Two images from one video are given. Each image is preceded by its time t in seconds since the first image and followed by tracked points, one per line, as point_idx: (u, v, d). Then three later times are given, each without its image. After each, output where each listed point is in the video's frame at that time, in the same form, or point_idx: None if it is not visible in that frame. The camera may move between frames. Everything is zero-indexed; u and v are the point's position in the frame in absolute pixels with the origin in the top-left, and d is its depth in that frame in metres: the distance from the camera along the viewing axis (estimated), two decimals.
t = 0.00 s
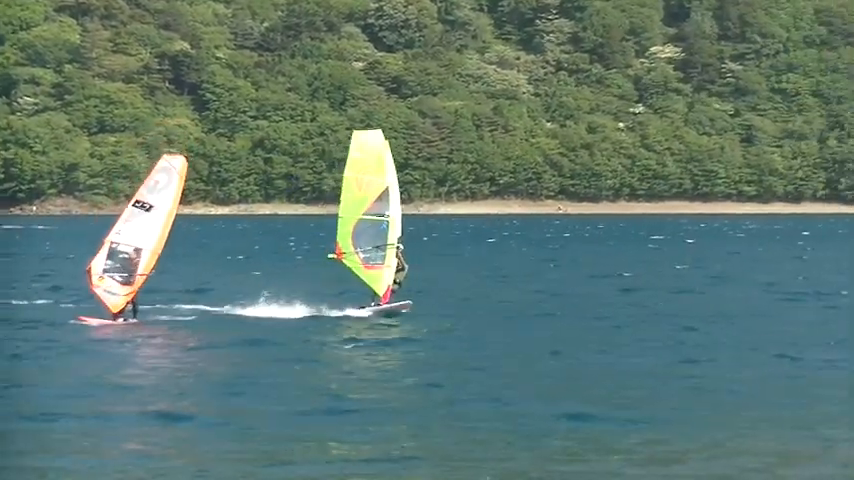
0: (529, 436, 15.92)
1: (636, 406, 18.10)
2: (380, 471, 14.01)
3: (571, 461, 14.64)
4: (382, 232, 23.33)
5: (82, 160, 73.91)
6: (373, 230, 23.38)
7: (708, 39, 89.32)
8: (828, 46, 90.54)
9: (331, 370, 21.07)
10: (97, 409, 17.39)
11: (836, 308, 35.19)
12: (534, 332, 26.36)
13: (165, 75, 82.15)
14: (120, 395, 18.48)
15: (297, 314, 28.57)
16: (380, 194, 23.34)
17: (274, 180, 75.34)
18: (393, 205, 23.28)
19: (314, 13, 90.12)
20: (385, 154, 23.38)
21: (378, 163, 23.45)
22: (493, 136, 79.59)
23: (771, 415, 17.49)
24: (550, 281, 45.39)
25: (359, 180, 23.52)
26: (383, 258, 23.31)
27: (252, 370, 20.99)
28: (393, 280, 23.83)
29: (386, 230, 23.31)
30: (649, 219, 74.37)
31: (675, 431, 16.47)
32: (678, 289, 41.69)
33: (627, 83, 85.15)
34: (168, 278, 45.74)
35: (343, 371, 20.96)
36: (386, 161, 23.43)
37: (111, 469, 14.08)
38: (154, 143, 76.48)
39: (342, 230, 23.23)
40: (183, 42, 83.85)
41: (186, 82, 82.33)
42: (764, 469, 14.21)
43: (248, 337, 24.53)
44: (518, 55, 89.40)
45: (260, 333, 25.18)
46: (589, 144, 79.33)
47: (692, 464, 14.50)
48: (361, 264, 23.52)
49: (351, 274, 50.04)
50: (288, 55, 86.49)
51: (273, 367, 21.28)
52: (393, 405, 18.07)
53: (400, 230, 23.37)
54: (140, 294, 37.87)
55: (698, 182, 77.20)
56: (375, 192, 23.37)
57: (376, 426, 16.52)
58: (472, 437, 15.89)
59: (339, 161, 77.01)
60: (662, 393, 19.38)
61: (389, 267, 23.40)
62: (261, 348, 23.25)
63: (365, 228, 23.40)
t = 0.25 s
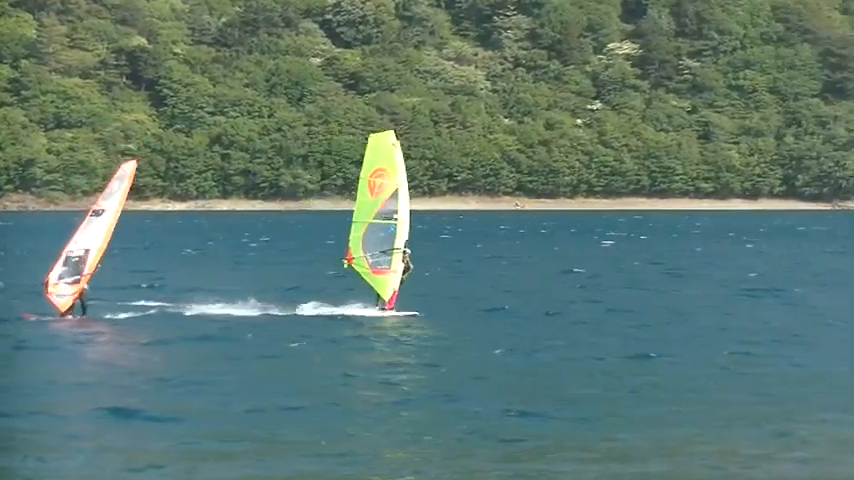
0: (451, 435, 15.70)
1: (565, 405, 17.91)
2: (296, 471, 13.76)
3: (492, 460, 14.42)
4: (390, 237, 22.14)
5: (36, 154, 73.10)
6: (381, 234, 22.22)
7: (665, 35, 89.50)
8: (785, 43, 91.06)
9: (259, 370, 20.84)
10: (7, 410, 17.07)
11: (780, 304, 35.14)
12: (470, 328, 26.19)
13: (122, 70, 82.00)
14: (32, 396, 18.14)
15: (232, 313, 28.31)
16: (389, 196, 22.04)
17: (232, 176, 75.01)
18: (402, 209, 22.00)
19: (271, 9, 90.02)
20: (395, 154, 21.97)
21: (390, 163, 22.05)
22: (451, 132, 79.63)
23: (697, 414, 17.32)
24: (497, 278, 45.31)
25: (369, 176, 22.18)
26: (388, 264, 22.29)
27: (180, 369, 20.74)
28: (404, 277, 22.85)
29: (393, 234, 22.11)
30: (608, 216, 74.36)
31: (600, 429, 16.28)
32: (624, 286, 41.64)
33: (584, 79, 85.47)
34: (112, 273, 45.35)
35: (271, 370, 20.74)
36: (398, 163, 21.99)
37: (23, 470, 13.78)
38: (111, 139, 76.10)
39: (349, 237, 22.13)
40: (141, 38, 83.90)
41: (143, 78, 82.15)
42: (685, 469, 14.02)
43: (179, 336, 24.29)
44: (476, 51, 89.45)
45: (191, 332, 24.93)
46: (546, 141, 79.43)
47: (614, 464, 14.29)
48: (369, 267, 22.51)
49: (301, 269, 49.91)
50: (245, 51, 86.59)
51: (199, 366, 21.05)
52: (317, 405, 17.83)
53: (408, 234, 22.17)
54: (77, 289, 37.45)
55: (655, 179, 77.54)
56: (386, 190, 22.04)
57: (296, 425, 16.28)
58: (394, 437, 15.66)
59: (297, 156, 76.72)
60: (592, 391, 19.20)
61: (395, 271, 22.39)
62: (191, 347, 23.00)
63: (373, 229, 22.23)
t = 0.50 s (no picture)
0: (411, 429, 15.56)
1: (524, 398, 17.81)
2: (254, 465, 13.58)
3: (451, 454, 14.28)
4: (403, 226, 21.35)
5: None
6: (393, 222, 21.42)
7: (629, 27, 89.66)
8: (748, 35, 92.04)
9: (215, 363, 20.68)
10: None
11: (742, 296, 35.15)
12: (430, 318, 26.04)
13: (85, 62, 81.82)
14: None
15: (188, 305, 28.13)
16: (402, 183, 21.24)
17: (196, 168, 74.94)
18: (416, 197, 21.20)
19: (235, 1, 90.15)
20: (407, 140, 21.17)
21: (402, 149, 21.26)
22: (415, 124, 79.65)
23: (658, 407, 17.24)
24: (459, 268, 45.22)
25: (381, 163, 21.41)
26: (402, 254, 21.48)
27: (138, 363, 20.48)
28: (418, 268, 22.06)
29: (407, 223, 21.30)
30: (574, 207, 74.47)
31: (561, 421, 16.16)
32: (586, 277, 41.64)
33: (549, 71, 85.75)
34: (70, 265, 45.00)
35: (228, 363, 20.57)
36: (411, 150, 21.18)
37: None
38: (73, 130, 75.38)
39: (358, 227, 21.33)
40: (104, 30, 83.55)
41: (106, 69, 82.05)
42: (653, 464, 13.84)
43: (133, 329, 24.09)
44: (440, 43, 89.40)
45: (147, 325, 24.75)
46: (510, 133, 79.36)
47: (575, 457, 14.16)
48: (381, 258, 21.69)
49: (261, 260, 49.84)
50: (209, 43, 86.73)
51: (155, 359, 20.88)
52: (274, 398, 17.67)
53: (423, 223, 21.39)
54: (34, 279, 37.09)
55: (620, 171, 77.40)
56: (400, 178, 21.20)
57: (253, 419, 16.12)
58: (353, 430, 15.51)
59: (261, 148, 76.74)
60: (552, 383, 19.09)
61: (410, 261, 21.57)
62: (147, 339, 22.81)
63: (384, 219, 21.42)
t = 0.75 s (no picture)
0: (345, 420, 15.35)
1: (461, 386, 17.68)
2: (190, 460, 13.40)
3: (388, 445, 14.13)
4: (405, 217, 21.24)
5: None
6: (395, 214, 21.28)
7: (582, 14, 90.09)
8: (701, 22, 93.33)
9: (144, 351, 20.47)
10: None
11: (687, 281, 35.16)
12: (369, 300, 25.88)
13: (37, 47, 80.96)
14: None
15: (126, 292, 27.92)
16: (400, 175, 21.10)
17: (149, 153, 74.53)
18: (417, 186, 21.07)
19: None
20: (404, 130, 21.06)
21: (399, 141, 21.12)
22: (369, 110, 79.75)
23: (593, 396, 17.14)
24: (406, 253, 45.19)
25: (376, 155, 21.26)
26: (406, 245, 21.41)
27: (70, 353, 20.20)
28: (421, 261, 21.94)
29: (408, 214, 21.21)
30: (531, 194, 74.53)
31: (497, 411, 16.03)
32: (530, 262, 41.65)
33: (503, 58, 86.18)
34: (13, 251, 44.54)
35: (158, 352, 20.37)
36: (408, 140, 21.08)
37: None
38: (25, 116, 74.86)
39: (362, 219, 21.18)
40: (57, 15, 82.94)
41: (59, 55, 81.57)
42: (592, 456, 13.69)
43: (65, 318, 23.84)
44: (394, 29, 89.90)
45: (80, 314, 24.53)
46: (464, 119, 79.32)
47: (512, 447, 14.05)
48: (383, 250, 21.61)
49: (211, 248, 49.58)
50: (163, 29, 86.95)
51: (85, 349, 20.66)
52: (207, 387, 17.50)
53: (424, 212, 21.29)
54: None
55: (574, 157, 77.79)
56: (397, 169, 21.11)
57: (187, 409, 15.94)
58: (289, 421, 15.34)
59: (214, 134, 76.53)
60: (490, 372, 18.91)
61: (414, 253, 21.50)
62: (78, 329, 22.51)
63: (385, 212, 21.30)
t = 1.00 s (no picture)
0: (295, 421, 15.11)
1: (412, 385, 17.45)
2: (136, 464, 13.11)
3: (335, 444, 13.90)
4: (424, 208, 20.42)
5: None
6: (414, 205, 20.44)
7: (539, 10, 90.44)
8: (658, 18, 94.04)
9: (86, 352, 20.16)
10: None
11: (639, 278, 35.09)
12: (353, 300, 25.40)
13: None
14: None
15: (71, 291, 27.59)
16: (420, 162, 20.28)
17: (105, 149, 73.87)
18: (437, 173, 20.31)
19: None
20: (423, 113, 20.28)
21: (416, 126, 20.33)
22: (325, 107, 79.76)
23: (544, 395, 16.95)
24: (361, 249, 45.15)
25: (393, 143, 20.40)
26: (426, 239, 20.54)
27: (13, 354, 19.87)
28: (439, 257, 20.98)
29: (428, 204, 20.39)
30: (489, 190, 74.51)
31: (447, 411, 15.81)
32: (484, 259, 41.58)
33: (460, 54, 86.06)
34: None
35: (101, 352, 20.06)
36: (425, 124, 20.33)
37: None
38: None
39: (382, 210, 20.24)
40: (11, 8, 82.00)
41: (14, 51, 80.67)
42: (546, 458, 13.48)
43: (7, 318, 23.50)
44: (350, 26, 90.33)
45: (28, 313, 24.20)
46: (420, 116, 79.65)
47: (463, 448, 13.82)
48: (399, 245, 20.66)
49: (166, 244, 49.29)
50: (119, 24, 86.85)
51: (27, 350, 20.34)
52: (151, 387, 17.24)
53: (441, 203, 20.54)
54: None
55: (530, 153, 78.09)
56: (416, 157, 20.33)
57: (130, 411, 15.67)
58: (237, 422, 15.08)
59: (170, 130, 76.03)
60: (442, 371, 18.69)
61: (433, 245, 20.58)
62: (22, 330, 22.13)
63: (404, 203, 20.41)
